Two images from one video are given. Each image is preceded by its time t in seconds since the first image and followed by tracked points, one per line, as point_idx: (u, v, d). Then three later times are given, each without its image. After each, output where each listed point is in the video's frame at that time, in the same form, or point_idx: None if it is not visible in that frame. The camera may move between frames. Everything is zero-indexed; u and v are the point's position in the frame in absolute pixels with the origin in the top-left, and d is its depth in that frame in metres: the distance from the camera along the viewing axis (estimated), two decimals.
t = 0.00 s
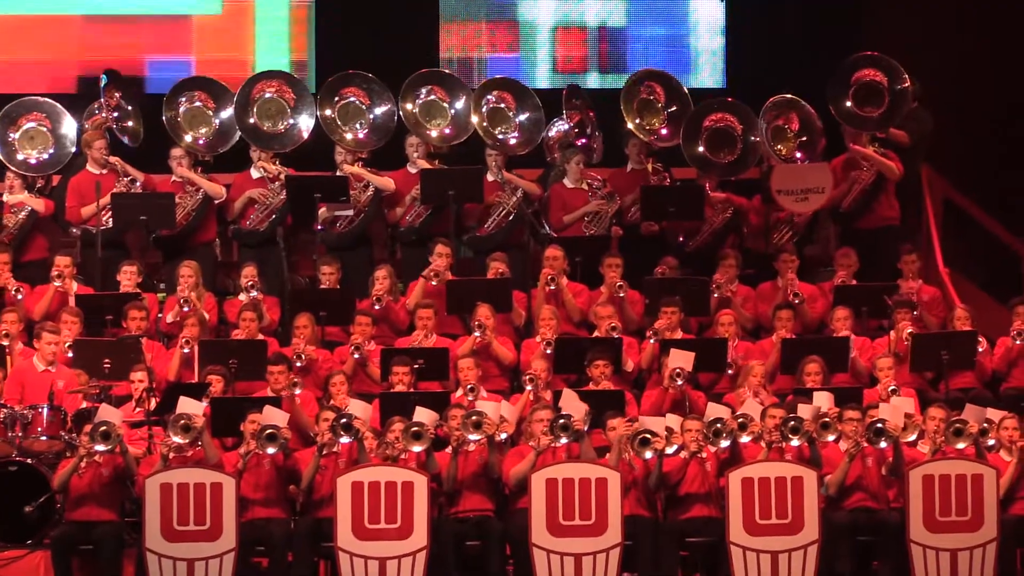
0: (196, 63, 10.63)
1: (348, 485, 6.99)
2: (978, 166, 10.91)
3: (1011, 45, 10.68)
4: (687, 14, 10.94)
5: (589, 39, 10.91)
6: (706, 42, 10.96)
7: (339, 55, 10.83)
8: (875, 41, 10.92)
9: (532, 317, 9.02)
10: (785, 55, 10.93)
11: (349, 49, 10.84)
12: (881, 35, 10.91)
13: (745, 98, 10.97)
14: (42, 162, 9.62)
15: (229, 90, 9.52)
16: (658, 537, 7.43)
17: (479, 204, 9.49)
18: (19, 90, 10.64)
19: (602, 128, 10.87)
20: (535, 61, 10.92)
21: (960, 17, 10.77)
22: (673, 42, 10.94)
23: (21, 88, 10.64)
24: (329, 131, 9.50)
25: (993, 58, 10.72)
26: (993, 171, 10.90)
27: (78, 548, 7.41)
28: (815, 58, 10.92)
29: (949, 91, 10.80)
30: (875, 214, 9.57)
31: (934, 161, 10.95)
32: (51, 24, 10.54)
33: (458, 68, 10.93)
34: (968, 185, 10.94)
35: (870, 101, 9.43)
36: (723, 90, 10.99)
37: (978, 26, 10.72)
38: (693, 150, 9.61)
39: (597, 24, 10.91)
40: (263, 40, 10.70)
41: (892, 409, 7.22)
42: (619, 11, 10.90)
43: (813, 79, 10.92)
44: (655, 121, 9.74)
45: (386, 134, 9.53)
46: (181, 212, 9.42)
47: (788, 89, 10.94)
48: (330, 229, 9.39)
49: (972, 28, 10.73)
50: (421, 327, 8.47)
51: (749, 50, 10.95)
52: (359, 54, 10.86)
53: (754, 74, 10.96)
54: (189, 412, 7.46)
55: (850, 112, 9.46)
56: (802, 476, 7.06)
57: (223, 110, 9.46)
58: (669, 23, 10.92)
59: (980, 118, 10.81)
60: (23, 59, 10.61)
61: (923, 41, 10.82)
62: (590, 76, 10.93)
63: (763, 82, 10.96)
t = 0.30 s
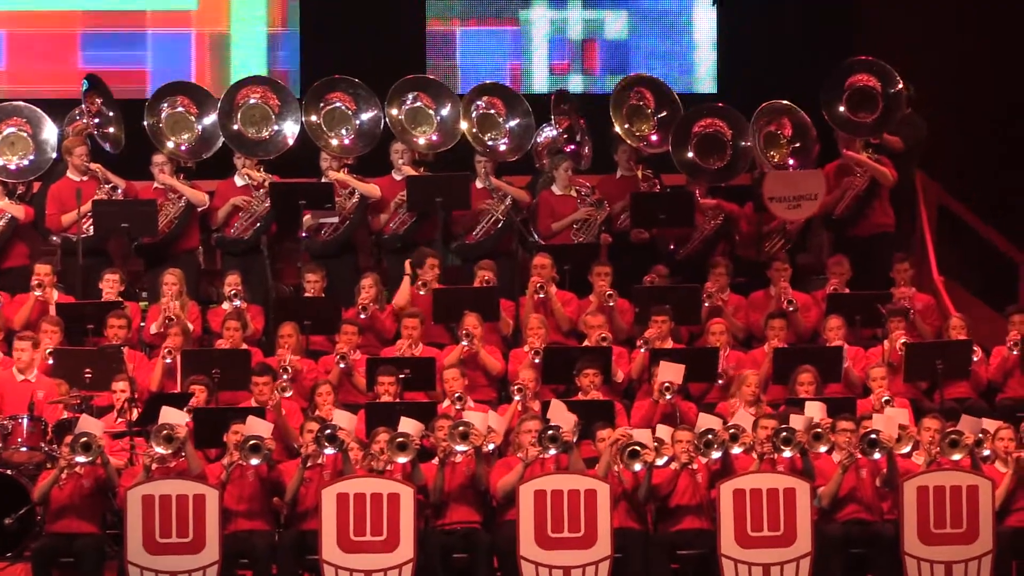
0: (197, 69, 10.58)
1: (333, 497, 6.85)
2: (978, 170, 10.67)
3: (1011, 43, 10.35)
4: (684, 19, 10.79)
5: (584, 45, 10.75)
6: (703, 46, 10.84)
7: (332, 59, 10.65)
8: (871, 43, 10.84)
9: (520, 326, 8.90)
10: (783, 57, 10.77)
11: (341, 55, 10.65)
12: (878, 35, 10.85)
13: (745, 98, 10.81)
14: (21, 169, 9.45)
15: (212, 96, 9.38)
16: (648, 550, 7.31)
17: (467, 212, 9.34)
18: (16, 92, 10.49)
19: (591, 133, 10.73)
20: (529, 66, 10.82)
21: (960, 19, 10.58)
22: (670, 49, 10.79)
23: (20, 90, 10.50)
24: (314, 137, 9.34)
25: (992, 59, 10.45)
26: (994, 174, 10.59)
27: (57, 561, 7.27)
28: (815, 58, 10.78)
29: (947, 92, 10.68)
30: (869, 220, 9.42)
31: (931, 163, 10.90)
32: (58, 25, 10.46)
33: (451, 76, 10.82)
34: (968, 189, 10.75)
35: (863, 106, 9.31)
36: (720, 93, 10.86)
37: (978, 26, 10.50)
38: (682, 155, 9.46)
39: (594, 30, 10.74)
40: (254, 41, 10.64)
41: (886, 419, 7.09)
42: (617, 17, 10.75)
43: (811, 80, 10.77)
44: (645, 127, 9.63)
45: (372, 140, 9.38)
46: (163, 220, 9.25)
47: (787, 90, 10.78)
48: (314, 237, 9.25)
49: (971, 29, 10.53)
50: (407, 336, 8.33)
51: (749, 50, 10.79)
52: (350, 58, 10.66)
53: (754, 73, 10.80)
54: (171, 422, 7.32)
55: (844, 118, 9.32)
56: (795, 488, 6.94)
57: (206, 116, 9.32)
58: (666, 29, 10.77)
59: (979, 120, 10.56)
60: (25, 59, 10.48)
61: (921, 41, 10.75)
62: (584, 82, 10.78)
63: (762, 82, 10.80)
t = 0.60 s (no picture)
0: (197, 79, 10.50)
1: (317, 512, 6.72)
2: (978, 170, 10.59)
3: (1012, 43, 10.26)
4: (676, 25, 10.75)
5: (575, 52, 10.72)
6: (695, 51, 10.78)
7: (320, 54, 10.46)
8: (868, 42, 10.61)
9: (507, 338, 8.77)
10: (783, 58, 10.59)
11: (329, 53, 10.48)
12: (877, 36, 10.60)
13: (747, 98, 10.69)
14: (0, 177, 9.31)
15: (194, 105, 9.25)
16: (637, 565, 7.19)
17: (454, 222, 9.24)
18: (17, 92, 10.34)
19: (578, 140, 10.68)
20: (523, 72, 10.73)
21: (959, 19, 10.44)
22: (662, 56, 10.75)
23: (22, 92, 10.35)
24: (298, 146, 9.18)
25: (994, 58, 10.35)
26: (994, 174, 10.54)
27: None
28: (815, 59, 10.61)
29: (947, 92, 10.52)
30: (862, 232, 9.31)
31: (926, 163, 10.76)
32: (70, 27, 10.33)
33: (440, 80, 10.72)
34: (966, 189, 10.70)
35: (859, 116, 9.20)
36: (712, 101, 10.77)
37: (978, 27, 10.38)
38: (669, 164, 9.36)
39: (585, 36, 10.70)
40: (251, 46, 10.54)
41: (878, 433, 6.98)
42: (608, 25, 10.72)
43: (811, 80, 10.59)
44: (633, 135, 9.54)
45: (356, 149, 9.23)
46: (143, 229, 9.12)
47: (787, 90, 10.59)
48: (297, 247, 9.12)
49: (971, 28, 10.41)
50: (392, 348, 8.19)
51: (746, 51, 10.67)
52: (342, 51, 10.47)
53: (753, 74, 10.65)
54: (151, 435, 7.21)
55: (837, 128, 9.23)
56: (786, 502, 6.83)
57: (187, 124, 9.19)
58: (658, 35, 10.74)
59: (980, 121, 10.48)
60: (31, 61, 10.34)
61: (917, 41, 10.55)
62: (576, 89, 10.73)
63: (762, 83, 10.64)
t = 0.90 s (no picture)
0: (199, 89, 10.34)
1: (301, 530, 6.57)
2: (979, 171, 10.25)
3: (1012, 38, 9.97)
4: (666, 26, 10.65)
5: (566, 53, 10.58)
6: (685, 53, 10.68)
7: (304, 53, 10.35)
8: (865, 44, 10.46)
9: (494, 354, 8.64)
10: (781, 59, 10.46)
11: (317, 55, 10.36)
12: (876, 37, 10.44)
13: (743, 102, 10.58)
14: None
15: (176, 117, 9.12)
16: None
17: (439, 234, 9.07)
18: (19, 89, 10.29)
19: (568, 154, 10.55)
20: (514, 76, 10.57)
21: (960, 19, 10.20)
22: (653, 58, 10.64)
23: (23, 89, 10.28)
24: (282, 158, 9.08)
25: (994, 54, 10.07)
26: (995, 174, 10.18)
27: None
28: (816, 58, 10.48)
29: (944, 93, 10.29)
30: (855, 246, 9.22)
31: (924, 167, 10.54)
32: (81, 29, 10.25)
33: (430, 83, 10.56)
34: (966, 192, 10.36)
35: (857, 126, 9.11)
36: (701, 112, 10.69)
37: (978, 26, 10.12)
38: (657, 177, 9.24)
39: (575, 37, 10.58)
40: (238, 49, 10.34)
41: (873, 450, 6.88)
42: (603, 32, 10.61)
43: (812, 80, 10.49)
44: (622, 147, 9.44)
45: (340, 162, 9.10)
46: (124, 244, 8.98)
47: (787, 90, 10.48)
48: (281, 262, 8.96)
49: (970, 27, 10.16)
50: (377, 364, 8.06)
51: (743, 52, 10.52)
52: (337, 50, 10.38)
53: (752, 76, 10.53)
54: (131, 453, 7.06)
55: (835, 138, 9.13)
56: (778, 521, 6.70)
57: (168, 136, 9.05)
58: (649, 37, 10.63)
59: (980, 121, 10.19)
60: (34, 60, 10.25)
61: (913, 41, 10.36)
62: (567, 95, 10.60)
63: (761, 83, 10.50)
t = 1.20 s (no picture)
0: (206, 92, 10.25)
1: (290, 543, 6.50)
2: (978, 168, 10.10)
3: (1011, 31, 9.76)
4: (663, 27, 10.60)
5: (560, 52, 10.54)
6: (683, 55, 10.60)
7: (297, 56, 10.23)
8: (866, 44, 10.52)
9: (486, 365, 8.52)
10: (782, 59, 10.41)
11: (313, 60, 10.25)
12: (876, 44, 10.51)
13: (745, 108, 10.49)
14: None
15: (162, 124, 8.99)
16: None
17: (432, 245, 8.98)
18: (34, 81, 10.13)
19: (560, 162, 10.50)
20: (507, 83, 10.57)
21: (962, 22, 10.09)
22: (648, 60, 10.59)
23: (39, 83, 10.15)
24: (270, 166, 8.94)
25: (994, 49, 9.88)
26: (994, 171, 9.99)
27: None
28: (817, 57, 10.41)
29: (945, 90, 10.23)
30: (852, 255, 9.13)
31: (924, 163, 10.48)
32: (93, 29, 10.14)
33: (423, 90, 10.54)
34: (965, 188, 10.23)
35: (854, 135, 9.01)
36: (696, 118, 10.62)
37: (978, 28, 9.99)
38: (652, 186, 9.12)
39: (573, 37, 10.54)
40: (233, 54, 10.25)
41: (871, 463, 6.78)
42: (598, 37, 10.54)
43: (812, 82, 10.42)
44: (617, 154, 9.32)
45: (329, 170, 8.97)
46: (109, 252, 8.85)
47: (787, 93, 10.41)
48: (270, 272, 8.85)
49: (970, 25, 10.03)
50: (367, 375, 7.94)
51: (747, 53, 10.44)
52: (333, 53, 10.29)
53: (751, 79, 10.45)
54: (117, 467, 6.92)
55: (832, 148, 9.00)
56: (775, 534, 6.59)
57: (155, 144, 8.92)
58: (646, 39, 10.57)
59: (979, 117, 10.03)
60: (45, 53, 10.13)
61: (915, 39, 10.37)
62: (560, 101, 10.55)
63: (761, 86, 10.43)
